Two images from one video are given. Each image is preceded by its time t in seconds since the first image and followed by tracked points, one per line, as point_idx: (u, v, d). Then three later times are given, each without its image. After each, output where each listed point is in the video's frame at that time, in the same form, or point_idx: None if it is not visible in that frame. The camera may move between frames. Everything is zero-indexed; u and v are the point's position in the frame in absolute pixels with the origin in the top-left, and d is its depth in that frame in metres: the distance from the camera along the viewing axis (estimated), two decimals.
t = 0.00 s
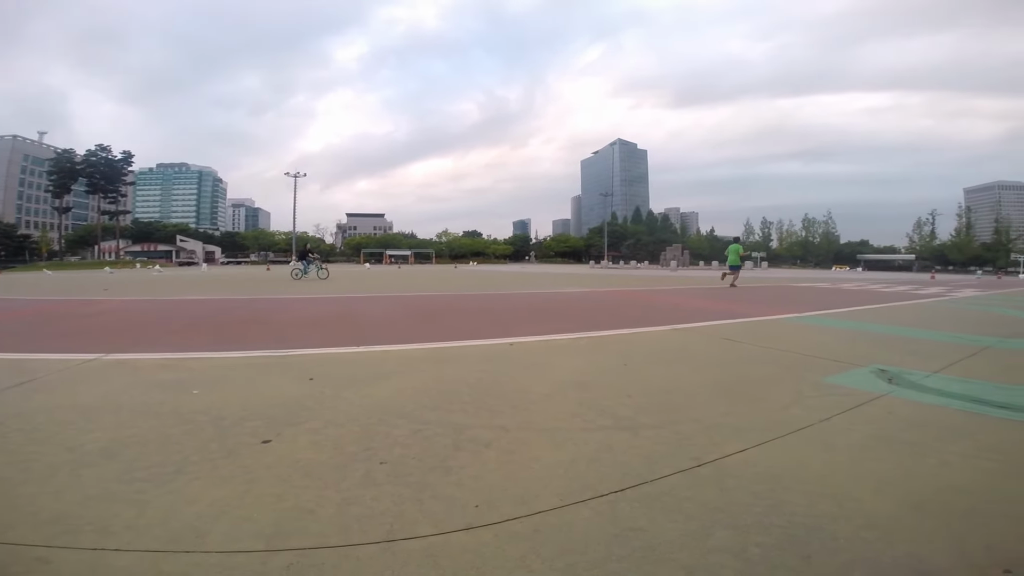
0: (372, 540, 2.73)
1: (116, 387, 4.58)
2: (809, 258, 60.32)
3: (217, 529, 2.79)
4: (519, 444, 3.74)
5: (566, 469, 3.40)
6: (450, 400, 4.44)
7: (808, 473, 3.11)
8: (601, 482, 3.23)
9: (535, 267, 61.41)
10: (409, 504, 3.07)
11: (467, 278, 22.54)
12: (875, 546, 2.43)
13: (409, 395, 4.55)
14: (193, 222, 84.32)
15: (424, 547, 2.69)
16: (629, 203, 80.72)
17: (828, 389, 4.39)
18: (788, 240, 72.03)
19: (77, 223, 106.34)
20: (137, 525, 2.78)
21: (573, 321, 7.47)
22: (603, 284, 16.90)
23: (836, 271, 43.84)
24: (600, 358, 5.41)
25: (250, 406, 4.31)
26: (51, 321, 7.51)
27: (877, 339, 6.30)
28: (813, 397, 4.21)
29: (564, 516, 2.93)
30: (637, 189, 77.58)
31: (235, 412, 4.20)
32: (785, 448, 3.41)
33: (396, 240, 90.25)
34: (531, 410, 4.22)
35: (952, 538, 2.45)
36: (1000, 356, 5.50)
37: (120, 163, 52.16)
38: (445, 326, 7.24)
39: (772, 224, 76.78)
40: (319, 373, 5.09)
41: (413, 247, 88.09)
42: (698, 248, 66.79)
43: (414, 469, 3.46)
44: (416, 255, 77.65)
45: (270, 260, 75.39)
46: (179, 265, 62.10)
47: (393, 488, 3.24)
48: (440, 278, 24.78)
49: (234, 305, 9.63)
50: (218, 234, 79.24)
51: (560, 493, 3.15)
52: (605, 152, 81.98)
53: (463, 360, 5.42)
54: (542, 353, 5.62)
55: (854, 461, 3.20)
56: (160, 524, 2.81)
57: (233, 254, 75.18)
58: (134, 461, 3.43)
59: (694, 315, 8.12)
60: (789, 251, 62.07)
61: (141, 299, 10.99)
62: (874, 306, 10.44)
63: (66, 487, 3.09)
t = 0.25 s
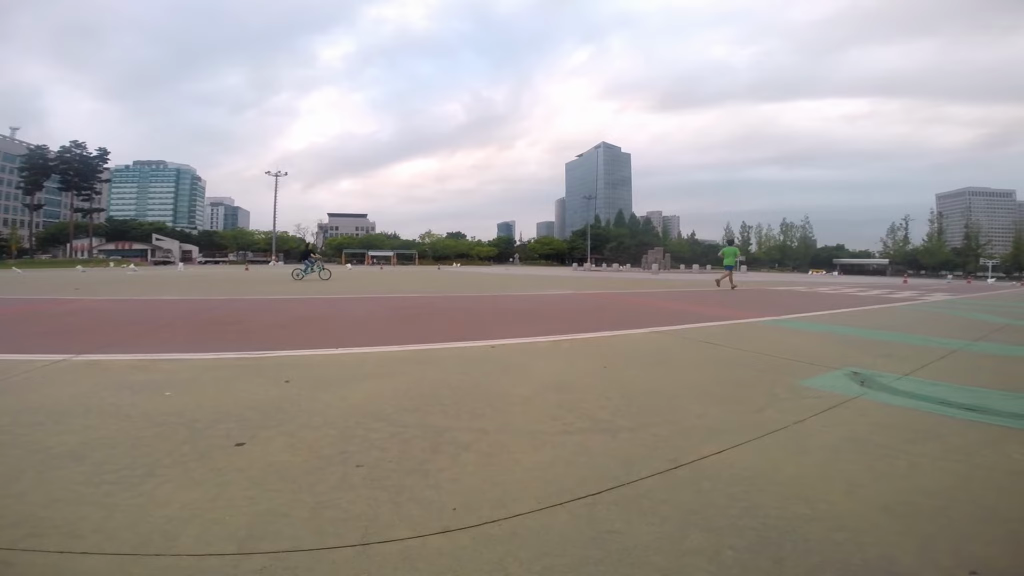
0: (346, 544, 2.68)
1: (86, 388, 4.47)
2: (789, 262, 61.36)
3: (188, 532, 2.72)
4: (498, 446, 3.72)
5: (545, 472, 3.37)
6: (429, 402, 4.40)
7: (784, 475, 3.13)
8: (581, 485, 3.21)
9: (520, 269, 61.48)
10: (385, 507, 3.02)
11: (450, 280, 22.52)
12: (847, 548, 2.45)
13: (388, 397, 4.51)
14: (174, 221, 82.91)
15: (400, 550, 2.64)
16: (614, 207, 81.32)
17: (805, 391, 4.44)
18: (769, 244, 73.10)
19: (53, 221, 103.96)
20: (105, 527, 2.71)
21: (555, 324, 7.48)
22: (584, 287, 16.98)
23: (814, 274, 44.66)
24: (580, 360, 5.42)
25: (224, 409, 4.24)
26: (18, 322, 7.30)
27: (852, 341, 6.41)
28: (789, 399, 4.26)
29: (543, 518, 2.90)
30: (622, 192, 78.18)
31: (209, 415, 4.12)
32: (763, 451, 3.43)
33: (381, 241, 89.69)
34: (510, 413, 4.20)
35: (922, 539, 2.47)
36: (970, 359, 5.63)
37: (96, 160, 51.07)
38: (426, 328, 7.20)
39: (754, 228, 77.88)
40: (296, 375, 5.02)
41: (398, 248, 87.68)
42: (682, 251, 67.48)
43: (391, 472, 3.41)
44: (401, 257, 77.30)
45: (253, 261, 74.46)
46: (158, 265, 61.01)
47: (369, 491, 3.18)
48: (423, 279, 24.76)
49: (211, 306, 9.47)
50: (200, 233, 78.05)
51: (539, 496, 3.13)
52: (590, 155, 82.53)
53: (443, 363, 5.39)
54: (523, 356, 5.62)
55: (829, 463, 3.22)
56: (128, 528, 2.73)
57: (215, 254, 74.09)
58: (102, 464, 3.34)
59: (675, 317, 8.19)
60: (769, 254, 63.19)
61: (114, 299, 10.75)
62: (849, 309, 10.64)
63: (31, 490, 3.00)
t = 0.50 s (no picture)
0: (330, 550, 2.63)
1: (60, 395, 4.36)
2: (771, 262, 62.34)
3: (168, 540, 2.67)
4: (483, 450, 3.70)
5: (531, 476, 3.36)
6: (413, 407, 4.37)
7: (767, 476, 3.15)
8: (566, 488, 3.19)
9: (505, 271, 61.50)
10: (370, 512, 2.97)
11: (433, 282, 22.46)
12: (829, 547, 2.46)
13: (371, 402, 4.47)
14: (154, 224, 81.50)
15: (384, 556, 2.60)
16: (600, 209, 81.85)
17: (787, 391, 4.48)
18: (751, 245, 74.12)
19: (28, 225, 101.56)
20: (81, 536, 2.64)
21: (540, 326, 7.48)
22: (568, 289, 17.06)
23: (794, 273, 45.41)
24: (565, 362, 5.43)
25: (204, 415, 4.16)
26: None
27: (832, 340, 6.51)
28: (771, 399, 4.30)
29: (529, 522, 2.88)
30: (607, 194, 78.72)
31: (189, 421, 4.05)
32: (745, 451, 3.45)
33: (366, 244, 89.12)
34: (495, 416, 4.18)
35: (902, 537, 2.50)
36: (945, 357, 5.75)
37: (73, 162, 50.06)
38: (411, 331, 7.16)
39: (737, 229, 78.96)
40: (277, 381, 4.96)
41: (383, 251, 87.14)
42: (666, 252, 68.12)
43: (375, 477, 3.36)
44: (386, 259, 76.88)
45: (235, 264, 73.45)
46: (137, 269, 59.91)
47: (352, 496, 3.13)
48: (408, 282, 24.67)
49: (190, 310, 9.31)
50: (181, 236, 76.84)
51: (525, 499, 3.10)
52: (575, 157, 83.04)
53: (427, 366, 5.36)
54: (508, 358, 5.61)
55: (812, 463, 3.25)
56: (106, 536, 2.67)
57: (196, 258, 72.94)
58: (78, 471, 3.26)
59: (659, 319, 8.24)
60: (751, 255, 64.18)
61: (89, 304, 10.51)
62: (828, 308, 10.82)
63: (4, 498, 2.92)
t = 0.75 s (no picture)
0: (312, 559, 2.57)
1: (31, 405, 4.23)
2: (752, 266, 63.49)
3: (145, 550, 2.59)
4: (468, 456, 3.66)
5: (516, 481, 3.32)
6: (396, 413, 4.32)
7: (750, 477, 3.16)
8: (552, 493, 3.16)
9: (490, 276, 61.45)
10: (352, 520, 2.91)
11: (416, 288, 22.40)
12: (813, 547, 2.47)
13: (353, 410, 4.41)
14: (132, 231, 79.95)
15: (368, 563, 2.55)
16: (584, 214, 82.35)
17: (768, 392, 4.53)
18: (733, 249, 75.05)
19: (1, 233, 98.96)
20: (55, 548, 2.56)
21: (524, 331, 7.48)
22: (551, 293, 17.09)
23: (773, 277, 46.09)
24: (549, 367, 5.43)
25: (183, 424, 4.07)
26: None
27: (811, 341, 6.60)
28: (754, 401, 4.33)
29: (515, 528, 2.84)
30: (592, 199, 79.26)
31: (166, 430, 3.95)
32: (728, 453, 3.46)
33: (350, 251, 88.38)
34: (478, 422, 4.15)
35: (885, 536, 2.51)
36: (922, 356, 5.86)
37: (44, 167, 48.79)
38: (394, 338, 7.10)
39: (719, 234, 79.98)
40: (257, 389, 4.87)
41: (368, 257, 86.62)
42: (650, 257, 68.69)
43: (358, 484, 3.31)
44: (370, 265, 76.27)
45: (216, 271, 72.30)
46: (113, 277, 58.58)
47: (335, 504, 3.07)
48: (390, 287, 24.67)
49: (168, 318, 9.12)
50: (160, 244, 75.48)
51: (509, 506, 3.06)
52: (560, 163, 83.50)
53: (410, 373, 5.32)
54: (492, 364, 5.59)
55: (793, 464, 3.28)
56: (81, 547, 2.58)
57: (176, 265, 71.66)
58: (50, 481, 3.16)
59: (642, 322, 8.29)
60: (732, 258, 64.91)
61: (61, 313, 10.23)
62: (806, 310, 10.98)
63: None
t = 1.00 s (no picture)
0: (287, 567, 2.50)
1: None
2: (731, 269, 64.48)
3: (113, 559, 2.50)
4: (447, 462, 3.62)
5: (496, 486, 3.29)
6: (375, 419, 4.27)
7: (728, 479, 3.17)
8: (533, 498, 3.14)
9: (473, 279, 61.31)
10: (329, 527, 2.85)
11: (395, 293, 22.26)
12: (790, 547, 2.48)
13: (331, 416, 4.34)
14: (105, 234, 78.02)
15: (346, 571, 2.49)
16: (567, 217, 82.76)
17: (745, 393, 4.57)
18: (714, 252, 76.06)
19: None
20: (18, 558, 2.45)
21: (504, 335, 7.46)
22: (532, 297, 17.13)
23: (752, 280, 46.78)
24: (529, 370, 5.42)
25: (153, 432, 3.96)
26: None
27: (786, 343, 6.71)
28: (731, 403, 4.37)
29: (495, 533, 2.80)
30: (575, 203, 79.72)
31: (136, 438, 3.84)
32: (707, 455, 3.48)
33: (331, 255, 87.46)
34: (458, 427, 4.12)
35: (860, 536, 2.54)
36: (893, 357, 5.99)
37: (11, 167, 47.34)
38: (373, 343, 7.03)
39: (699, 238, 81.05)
40: (231, 395, 4.77)
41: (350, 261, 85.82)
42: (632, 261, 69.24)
43: (335, 491, 3.24)
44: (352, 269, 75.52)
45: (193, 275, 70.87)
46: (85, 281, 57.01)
47: (311, 511, 3.00)
48: (369, 292, 24.44)
49: (139, 324, 8.89)
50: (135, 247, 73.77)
51: (488, 511, 3.03)
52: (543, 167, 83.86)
53: (389, 378, 5.27)
54: (472, 368, 5.56)
55: (770, 465, 3.30)
56: (45, 557, 2.48)
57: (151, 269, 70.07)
58: (13, 491, 3.04)
59: (621, 325, 8.34)
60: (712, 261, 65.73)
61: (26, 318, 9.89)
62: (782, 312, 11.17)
63: None
